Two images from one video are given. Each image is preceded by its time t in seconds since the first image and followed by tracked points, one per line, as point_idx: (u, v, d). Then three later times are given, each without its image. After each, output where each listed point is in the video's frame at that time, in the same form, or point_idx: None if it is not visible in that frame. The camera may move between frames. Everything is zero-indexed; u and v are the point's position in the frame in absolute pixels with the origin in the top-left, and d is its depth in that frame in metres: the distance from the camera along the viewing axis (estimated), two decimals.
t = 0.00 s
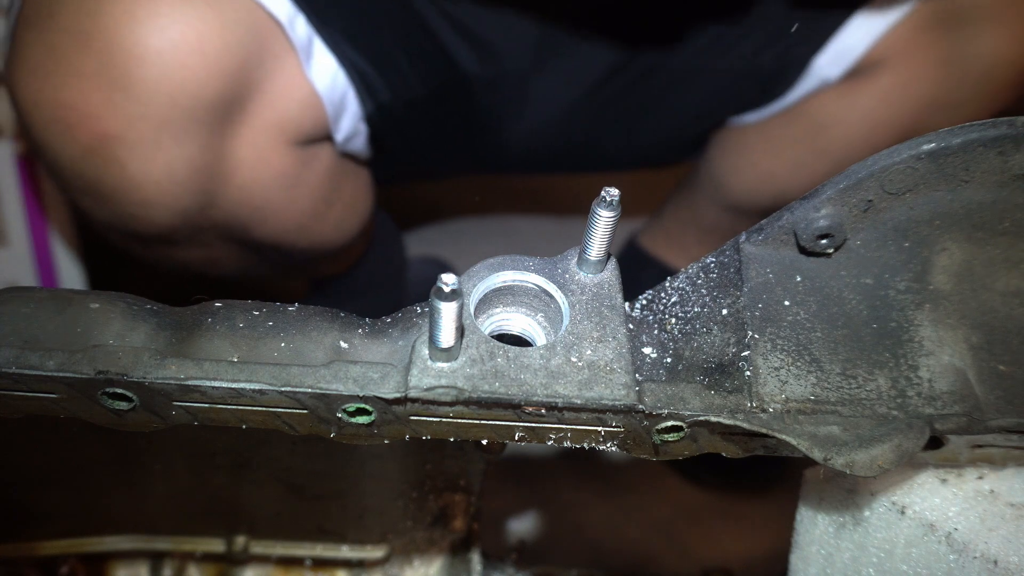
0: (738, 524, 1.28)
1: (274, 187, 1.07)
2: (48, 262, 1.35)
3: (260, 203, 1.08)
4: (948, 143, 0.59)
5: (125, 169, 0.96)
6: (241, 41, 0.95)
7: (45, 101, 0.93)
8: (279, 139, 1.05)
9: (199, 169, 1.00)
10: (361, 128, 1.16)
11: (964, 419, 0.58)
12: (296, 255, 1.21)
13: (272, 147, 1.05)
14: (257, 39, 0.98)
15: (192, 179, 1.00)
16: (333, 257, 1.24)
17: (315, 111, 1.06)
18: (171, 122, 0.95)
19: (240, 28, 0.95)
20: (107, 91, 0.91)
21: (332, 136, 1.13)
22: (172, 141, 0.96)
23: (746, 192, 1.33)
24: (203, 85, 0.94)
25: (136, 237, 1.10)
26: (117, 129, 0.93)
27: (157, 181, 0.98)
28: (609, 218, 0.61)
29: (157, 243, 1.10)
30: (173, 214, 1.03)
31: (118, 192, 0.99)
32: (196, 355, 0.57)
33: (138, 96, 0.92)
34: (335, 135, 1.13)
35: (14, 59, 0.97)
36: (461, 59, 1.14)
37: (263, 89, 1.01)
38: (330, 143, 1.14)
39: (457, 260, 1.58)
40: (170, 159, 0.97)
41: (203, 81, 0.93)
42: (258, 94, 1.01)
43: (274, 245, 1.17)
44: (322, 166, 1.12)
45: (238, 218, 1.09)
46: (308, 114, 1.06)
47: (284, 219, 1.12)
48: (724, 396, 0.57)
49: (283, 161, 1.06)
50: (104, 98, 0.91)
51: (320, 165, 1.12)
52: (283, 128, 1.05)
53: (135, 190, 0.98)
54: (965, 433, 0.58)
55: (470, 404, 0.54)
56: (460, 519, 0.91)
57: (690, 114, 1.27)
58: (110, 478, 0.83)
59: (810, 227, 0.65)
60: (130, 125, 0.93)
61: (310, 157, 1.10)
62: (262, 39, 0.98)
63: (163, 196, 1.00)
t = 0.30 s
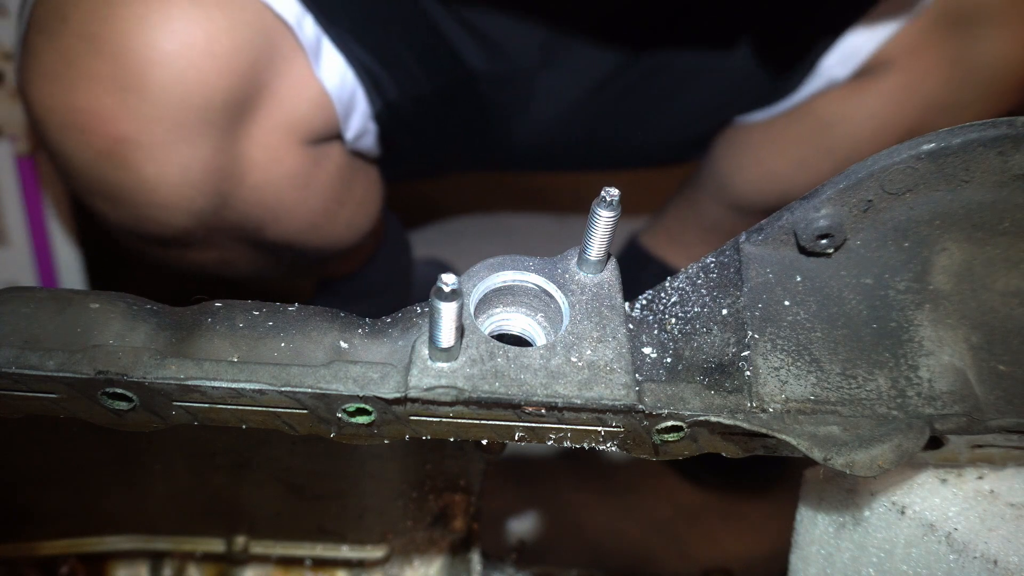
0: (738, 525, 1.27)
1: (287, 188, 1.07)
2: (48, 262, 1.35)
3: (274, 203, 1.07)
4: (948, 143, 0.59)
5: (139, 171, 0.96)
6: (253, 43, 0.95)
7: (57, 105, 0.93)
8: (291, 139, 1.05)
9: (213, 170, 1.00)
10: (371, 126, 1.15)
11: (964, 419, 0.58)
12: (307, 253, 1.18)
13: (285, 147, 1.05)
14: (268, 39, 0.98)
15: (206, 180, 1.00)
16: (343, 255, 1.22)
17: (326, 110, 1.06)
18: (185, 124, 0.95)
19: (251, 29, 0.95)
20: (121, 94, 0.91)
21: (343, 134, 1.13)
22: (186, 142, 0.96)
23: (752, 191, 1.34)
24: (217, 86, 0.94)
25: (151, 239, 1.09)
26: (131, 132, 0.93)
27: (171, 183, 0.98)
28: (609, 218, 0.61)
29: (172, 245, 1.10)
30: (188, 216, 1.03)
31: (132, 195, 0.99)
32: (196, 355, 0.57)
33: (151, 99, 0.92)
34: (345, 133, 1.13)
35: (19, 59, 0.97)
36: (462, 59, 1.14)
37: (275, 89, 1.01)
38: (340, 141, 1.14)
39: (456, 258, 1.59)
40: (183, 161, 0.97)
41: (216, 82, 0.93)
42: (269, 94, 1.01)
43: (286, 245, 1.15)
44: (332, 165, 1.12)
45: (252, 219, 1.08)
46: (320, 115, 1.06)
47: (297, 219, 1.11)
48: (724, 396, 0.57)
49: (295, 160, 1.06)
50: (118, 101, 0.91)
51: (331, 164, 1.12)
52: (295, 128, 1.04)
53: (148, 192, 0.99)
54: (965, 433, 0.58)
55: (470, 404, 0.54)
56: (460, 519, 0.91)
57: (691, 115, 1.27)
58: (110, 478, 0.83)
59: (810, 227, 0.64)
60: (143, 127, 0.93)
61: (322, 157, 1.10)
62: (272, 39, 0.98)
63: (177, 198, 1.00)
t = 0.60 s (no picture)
0: (738, 525, 1.27)
1: (288, 192, 1.07)
2: (48, 263, 1.34)
3: (276, 207, 1.07)
4: (948, 143, 0.59)
5: (141, 175, 0.96)
6: (254, 47, 0.96)
7: (59, 108, 0.93)
8: (292, 144, 1.05)
9: (214, 175, 0.99)
10: (371, 130, 1.16)
11: (964, 419, 0.58)
12: (306, 257, 1.18)
13: (287, 150, 1.04)
14: (268, 44, 0.98)
15: (207, 185, 0.99)
16: (344, 256, 1.21)
17: (327, 113, 1.07)
18: (186, 129, 0.95)
19: (252, 33, 0.96)
20: (122, 98, 0.91)
21: (343, 138, 1.13)
22: (187, 146, 0.96)
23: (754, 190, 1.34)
24: (218, 91, 0.94)
25: (155, 243, 1.08)
26: (133, 136, 0.93)
27: (173, 188, 0.98)
28: (609, 218, 0.61)
29: (175, 248, 1.09)
30: (190, 220, 1.02)
31: (133, 198, 0.99)
32: (196, 355, 0.57)
33: (153, 104, 0.92)
34: (345, 137, 1.13)
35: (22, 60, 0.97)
36: (462, 59, 1.14)
37: (277, 92, 1.01)
38: (341, 144, 1.14)
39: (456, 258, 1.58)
40: (186, 165, 0.97)
41: (217, 87, 0.93)
42: (271, 97, 1.01)
43: (286, 247, 1.15)
44: (334, 169, 1.12)
45: (253, 223, 1.08)
46: (322, 119, 1.06)
47: (299, 222, 1.11)
48: (724, 396, 0.57)
49: (296, 164, 1.06)
50: (120, 106, 0.91)
51: (332, 167, 1.12)
52: (296, 132, 1.04)
53: (150, 197, 0.98)
54: (965, 433, 0.58)
55: (470, 404, 0.54)
56: (460, 519, 0.91)
57: (690, 114, 1.27)
58: (110, 478, 0.83)
59: (811, 227, 0.64)
60: (145, 132, 0.93)
61: (323, 160, 1.10)
62: (273, 42, 0.99)
63: (178, 204, 1.00)
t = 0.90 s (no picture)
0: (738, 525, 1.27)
1: (290, 193, 1.06)
2: (47, 264, 1.34)
3: (277, 209, 1.07)
4: (948, 143, 0.58)
5: (144, 178, 0.96)
6: (255, 47, 0.96)
7: (60, 111, 0.93)
8: (294, 145, 1.04)
9: (217, 176, 0.99)
10: (372, 131, 1.15)
11: (964, 419, 0.58)
12: (307, 260, 1.17)
13: (288, 151, 1.04)
14: (269, 45, 0.98)
15: (209, 186, 0.99)
16: (344, 257, 1.20)
17: (328, 114, 1.06)
18: (188, 129, 0.94)
19: (252, 33, 0.96)
20: (124, 100, 0.91)
21: (344, 138, 1.13)
22: (188, 147, 0.96)
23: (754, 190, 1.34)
24: (219, 92, 0.94)
25: (155, 246, 1.08)
26: (134, 138, 0.93)
27: (175, 190, 0.98)
28: (609, 218, 0.61)
29: (176, 251, 1.09)
30: (192, 222, 1.02)
31: (134, 201, 0.98)
32: (196, 355, 0.57)
33: (154, 104, 0.92)
34: (346, 137, 1.12)
35: (23, 61, 0.98)
36: (462, 59, 1.14)
37: (278, 93, 1.01)
38: (342, 144, 1.14)
39: (457, 258, 1.59)
40: (188, 167, 0.97)
41: (218, 87, 0.93)
42: (271, 98, 1.01)
43: (287, 250, 1.14)
44: (335, 169, 1.12)
45: (255, 225, 1.07)
46: (324, 121, 1.06)
47: (300, 224, 1.10)
48: (724, 396, 0.57)
49: (298, 165, 1.05)
50: (121, 108, 0.91)
51: (334, 168, 1.12)
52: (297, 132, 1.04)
53: (152, 199, 0.98)
54: (965, 433, 0.58)
55: (470, 404, 0.54)
56: (460, 519, 0.91)
57: (691, 115, 1.27)
58: (110, 478, 0.83)
59: (810, 227, 0.64)
60: (146, 133, 0.93)
61: (324, 161, 1.10)
62: (274, 42, 0.99)
63: (180, 205, 0.99)
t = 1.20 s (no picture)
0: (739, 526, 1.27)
1: (291, 192, 1.06)
2: (47, 264, 1.35)
3: (278, 208, 1.06)
4: (948, 143, 0.58)
5: (145, 178, 0.96)
6: (254, 46, 0.96)
7: (61, 112, 0.93)
8: (294, 144, 1.04)
9: (217, 176, 0.99)
10: (372, 128, 1.15)
11: (964, 419, 0.58)
12: (306, 258, 1.17)
13: (288, 150, 1.04)
14: (269, 44, 0.98)
15: (210, 186, 0.99)
16: (344, 257, 1.20)
17: (327, 111, 1.06)
18: (188, 129, 0.94)
19: (252, 32, 0.96)
20: (125, 100, 0.91)
21: (344, 136, 1.13)
22: (189, 147, 0.95)
23: (754, 190, 1.33)
24: (219, 91, 0.94)
25: (156, 246, 1.08)
26: (135, 138, 0.93)
27: (177, 189, 0.97)
28: (609, 218, 0.61)
29: (177, 251, 1.09)
30: (193, 221, 1.02)
31: (135, 201, 0.98)
32: (196, 355, 0.57)
33: (155, 104, 0.91)
34: (346, 135, 1.12)
35: (24, 62, 0.98)
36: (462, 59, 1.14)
37: (278, 92, 1.01)
38: (342, 143, 1.14)
39: (456, 258, 1.59)
40: (189, 166, 0.97)
41: (218, 86, 0.93)
42: (271, 97, 1.01)
43: (287, 249, 1.14)
44: (335, 168, 1.12)
45: (256, 224, 1.07)
46: (323, 117, 1.06)
47: (300, 222, 1.10)
48: (724, 396, 0.57)
49: (298, 164, 1.05)
50: (122, 108, 0.91)
51: (334, 167, 1.12)
52: (297, 131, 1.04)
53: (154, 199, 0.98)
54: (966, 433, 0.58)
55: (470, 404, 0.54)
56: (460, 519, 0.91)
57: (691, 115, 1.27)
58: (110, 478, 0.83)
59: (810, 227, 0.64)
60: (147, 133, 0.93)
61: (323, 160, 1.10)
62: (273, 41, 0.99)
63: (182, 205, 0.99)
